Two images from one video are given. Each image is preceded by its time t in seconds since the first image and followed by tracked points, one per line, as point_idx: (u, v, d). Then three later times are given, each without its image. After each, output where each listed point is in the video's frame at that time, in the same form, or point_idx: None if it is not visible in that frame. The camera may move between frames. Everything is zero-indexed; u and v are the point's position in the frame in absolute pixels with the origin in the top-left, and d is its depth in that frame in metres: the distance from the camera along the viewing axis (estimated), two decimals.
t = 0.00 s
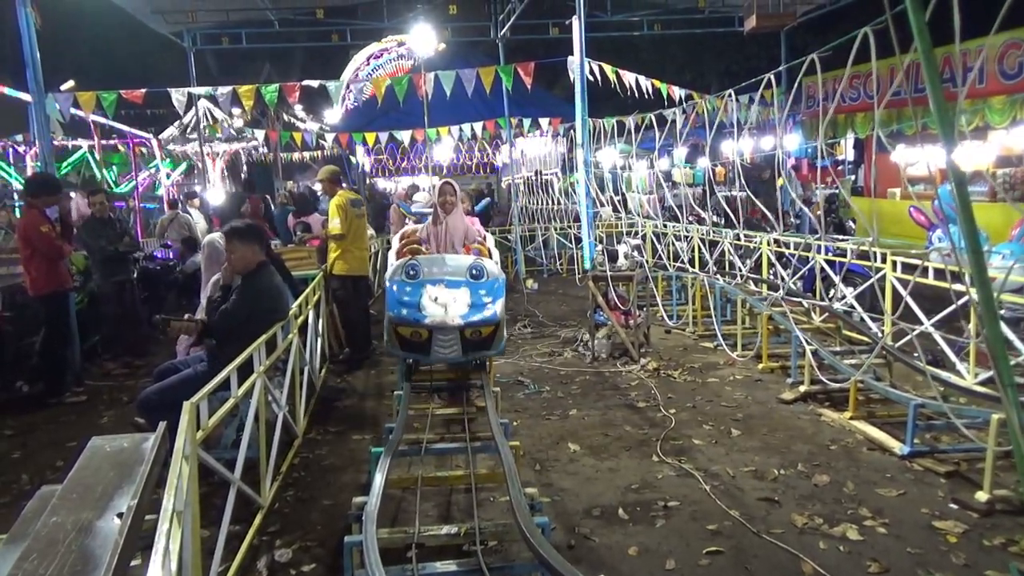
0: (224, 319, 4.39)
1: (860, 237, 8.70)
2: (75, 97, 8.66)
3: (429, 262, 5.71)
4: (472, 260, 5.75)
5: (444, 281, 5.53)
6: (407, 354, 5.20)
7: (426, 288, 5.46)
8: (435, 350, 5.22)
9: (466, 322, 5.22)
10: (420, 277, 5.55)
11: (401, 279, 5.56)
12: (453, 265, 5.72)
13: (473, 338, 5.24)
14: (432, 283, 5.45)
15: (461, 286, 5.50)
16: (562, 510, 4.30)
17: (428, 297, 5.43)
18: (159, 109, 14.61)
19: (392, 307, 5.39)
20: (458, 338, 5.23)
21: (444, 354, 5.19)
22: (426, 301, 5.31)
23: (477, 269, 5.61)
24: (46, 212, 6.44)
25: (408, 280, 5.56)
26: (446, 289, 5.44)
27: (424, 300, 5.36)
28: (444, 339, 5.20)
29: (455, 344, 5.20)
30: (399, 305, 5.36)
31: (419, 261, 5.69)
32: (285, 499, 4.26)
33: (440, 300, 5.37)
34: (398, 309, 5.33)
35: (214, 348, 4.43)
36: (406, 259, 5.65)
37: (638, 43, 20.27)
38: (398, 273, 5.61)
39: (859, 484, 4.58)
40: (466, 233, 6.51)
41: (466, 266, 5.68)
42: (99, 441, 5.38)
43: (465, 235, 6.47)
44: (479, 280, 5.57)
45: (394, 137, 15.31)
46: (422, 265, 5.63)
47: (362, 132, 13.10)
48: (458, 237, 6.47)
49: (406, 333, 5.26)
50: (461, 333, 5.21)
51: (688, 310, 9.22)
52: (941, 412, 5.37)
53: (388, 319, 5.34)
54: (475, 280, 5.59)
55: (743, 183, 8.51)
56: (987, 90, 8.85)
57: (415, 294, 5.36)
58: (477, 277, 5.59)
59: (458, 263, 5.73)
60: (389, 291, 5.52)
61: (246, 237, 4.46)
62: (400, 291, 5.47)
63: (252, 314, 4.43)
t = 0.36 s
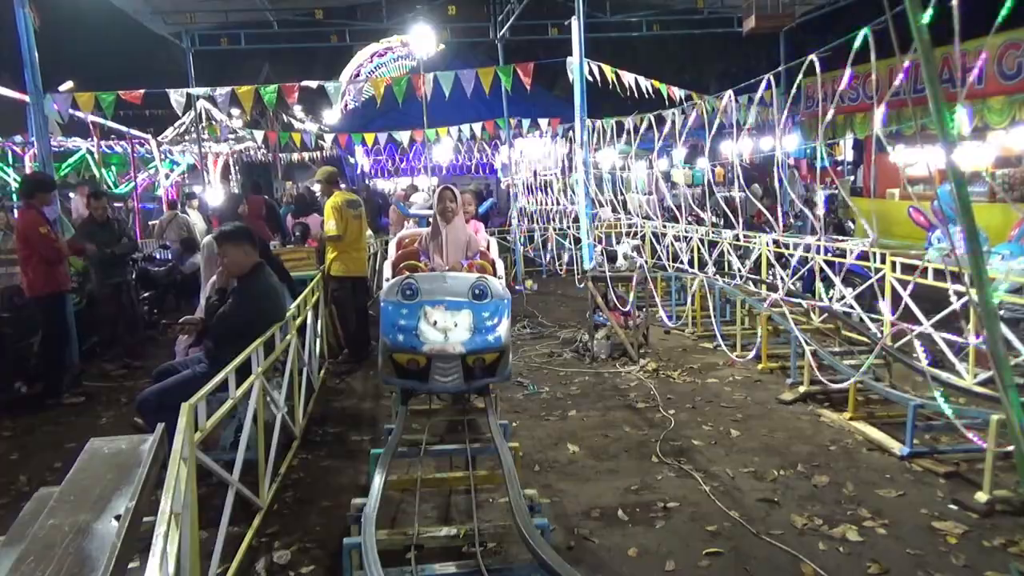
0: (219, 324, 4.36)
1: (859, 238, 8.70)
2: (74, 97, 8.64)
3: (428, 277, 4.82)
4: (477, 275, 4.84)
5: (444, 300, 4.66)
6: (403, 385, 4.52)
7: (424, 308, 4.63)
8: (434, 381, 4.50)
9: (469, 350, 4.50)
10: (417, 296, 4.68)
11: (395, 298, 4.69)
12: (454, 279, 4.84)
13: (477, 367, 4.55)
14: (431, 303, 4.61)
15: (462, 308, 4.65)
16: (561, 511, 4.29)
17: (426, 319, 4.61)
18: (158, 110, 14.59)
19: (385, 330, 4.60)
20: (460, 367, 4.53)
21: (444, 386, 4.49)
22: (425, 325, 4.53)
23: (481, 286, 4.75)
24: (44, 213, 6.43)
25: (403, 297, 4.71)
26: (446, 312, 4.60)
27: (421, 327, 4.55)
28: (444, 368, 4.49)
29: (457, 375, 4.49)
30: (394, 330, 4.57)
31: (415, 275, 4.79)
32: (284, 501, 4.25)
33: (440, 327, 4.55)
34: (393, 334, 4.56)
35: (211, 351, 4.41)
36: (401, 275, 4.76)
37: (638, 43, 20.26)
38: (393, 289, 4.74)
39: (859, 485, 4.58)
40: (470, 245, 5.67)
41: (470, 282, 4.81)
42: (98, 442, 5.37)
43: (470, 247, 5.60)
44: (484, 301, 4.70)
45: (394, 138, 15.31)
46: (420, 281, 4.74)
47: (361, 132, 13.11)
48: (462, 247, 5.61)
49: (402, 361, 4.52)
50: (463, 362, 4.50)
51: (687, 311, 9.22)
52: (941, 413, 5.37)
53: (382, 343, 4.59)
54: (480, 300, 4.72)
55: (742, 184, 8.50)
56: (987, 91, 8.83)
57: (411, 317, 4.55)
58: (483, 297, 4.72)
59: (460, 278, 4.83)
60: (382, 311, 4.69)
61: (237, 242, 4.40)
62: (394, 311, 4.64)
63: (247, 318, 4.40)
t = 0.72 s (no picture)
0: (216, 324, 4.35)
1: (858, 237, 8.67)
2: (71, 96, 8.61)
3: (425, 286, 4.41)
4: (479, 284, 4.43)
5: (441, 312, 4.25)
6: (398, 406, 4.07)
7: (419, 320, 4.21)
8: (431, 400, 4.06)
9: (470, 364, 4.04)
10: (412, 307, 4.28)
11: (388, 309, 4.29)
12: (454, 288, 4.43)
13: (479, 385, 4.09)
14: (426, 315, 4.20)
15: (463, 319, 4.22)
16: (560, 511, 4.29)
17: (421, 333, 4.18)
18: (156, 109, 14.56)
19: (376, 345, 4.17)
20: (459, 385, 4.06)
21: (442, 406, 4.03)
22: (420, 339, 4.10)
23: (483, 295, 4.32)
24: (44, 212, 6.43)
25: (397, 309, 4.30)
26: (443, 323, 4.17)
27: (416, 340, 4.11)
28: (441, 386, 4.03)
29: (456, 394, 4.03)
30: (384, 344, 4.14)
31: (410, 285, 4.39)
32: (282, 500, 4.24)
33: (436, 341, 4.11)
34: (385, 348, 4.12)
35: (209, 351, 4.40)
36: (395, 285, 4.38)
37: (636, 42, 20.24)
38: (386, 301, 4.33)
39: (858, 484, 4.57)
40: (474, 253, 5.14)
41: (470, 292, 4.38)
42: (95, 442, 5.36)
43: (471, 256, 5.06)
44: (487, 311, 4.27)
45: (392, 137, 15.29)
46: (415, 291, 4.33)
47: (359, 131, 13.10)
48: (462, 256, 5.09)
49: (395, 378, 4.09)
50: (463, 380, 4.04)
51: (685, 310, 9.22)
52: (940, 411, 5.36)
53: (373, 360, 4.15)
54: (483, 310, 4.29)
55: (741, 182, 8.50)
56: (986, 89, 8.83)
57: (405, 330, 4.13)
58: (486, 307, 4.29)
59: (460, 287, 4.42)
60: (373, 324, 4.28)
61: (233, 242, 4.39)
62: (386, 323, 4.23)
63: (245, 318, 4.39)
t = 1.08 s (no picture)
0: (214, 323, 4.35)
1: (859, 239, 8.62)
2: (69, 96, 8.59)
3: (421, 288, 4.10)
4: (482, 286, 4.13)
5: (440, 316, 3.96)
6: (390, 420, 3.78)
7: (414, 325, 3.91)
8: (428, 413, 3.76)
9: (471, 373, 3.76)
10: (407, 312, 3.97)
11: (380, 313, 3.99)
12: (453, 291, 4.13)
13: (481, 397, 3.80)
14: (423, 320, 3.90)
15: (464, 324, 3.93)
16: (559, 511, 4.28)
17: (417, 338, 3.89)
18: (155, 109, 14.55)
19: (366, 352, 3.87)
20: (459, 397, 3.77)
21: (439, 420, 3.74)
22: (415, 345, 3.80)
23: (485, 299, 4.03)
24: (43, 211, 6.43)
25: (391, 313, 4.00)
26: (442, 328, 3.89)
27: (411, 346, 3.82)
28: (438, 396, 3.74)
29: (455, 406, 3.75)
30: (375, 351, 3.84)
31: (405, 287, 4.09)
32: (281, 500, 4.24)
33: (434, 348, 3.82)
34: (376, 356, 3.83)
35: (208, 351, 4.40)
36: (388, 287, 4.06)
37: (636, 42, 20.23)
38: (378, 304, 4.03)
39: (857, 484, 4.57)
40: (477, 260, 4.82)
41: (471, 295, 4.08)
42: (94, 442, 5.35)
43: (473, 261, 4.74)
44: (491, 316, 3.98)
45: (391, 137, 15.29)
46: (411, 294, 4.03)
47: (358, 131, 13.11)
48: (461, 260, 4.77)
49: (386, 389, 3.79)
50: (464, 390, 3.75)
51: (685, 310, 9.22)
52: (939, 412, 5.35)
53: (364, 368, 3.84)
54: (486, 315, 3.99)
55: (741, 183, 8.50)
56: (985, 89, 8.82)
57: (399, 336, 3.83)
58: (489, 311, 3.99)
59: (460, 290, 4.11)
60: (362, 330, 3.97)
61: (231, 241, 4.40)
62: (378, 329, 3.94)
63: (244, 317, 4.39)
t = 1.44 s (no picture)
0: (211, 322, 4.34)
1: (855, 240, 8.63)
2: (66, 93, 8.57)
3: (414, 282, 3.74)
4: (482, 280, 3.79)
5: (434, 311, 3.60)
6: (375, 427, 3.35)
7: (405, 320, 3.55)
8: (419, 420, 3.33)
9: (469, 369, 3.35)
10: (397, 307, 3.63)
11: (367, 308, 3.63)
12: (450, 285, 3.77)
13: (481, 400, 3.36)
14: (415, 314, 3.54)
15: (461, 318, 3.56)
16: (555, 512, 4.28)
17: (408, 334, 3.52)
18: (152, 107, 14.52)
19: (349, 350, 3.48)
20: (455, 400, 3.34)
21: (432, 427, 3.32)
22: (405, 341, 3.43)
23: (486, 292, 3.67)
24: (37, 207, 6.43)
25: (379, 308, 3.63)
26: (437, 322, 3.53)
27: (401, 343, 3.44)
28: (432, 398, 3.33)
29: (451, 411, 3.33)
30: (359, 347, 3.45)
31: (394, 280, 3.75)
32: (276, 500, 4.23)
33: (428, 343, 3.44)
34: (361, 353, 3.43)
35: (204, 351, 4.40)
36: (375, 280, 3.72)
37: (634, 43, 20.24)
38: (365, 298, 3.66)
39: (853, 486, 4.58)
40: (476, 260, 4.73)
41: (470, 289, 3.72)
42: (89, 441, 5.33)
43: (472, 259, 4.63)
44: (491, 310, 3.62)
45: (389, 136, 15.29)
46: (402, 287, 3.69)
47: (356, 130, 13.11)
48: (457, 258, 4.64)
49: (371, 390, 3.37)
50: (461, 391, 3.33)
51: (681, 311, 9.23)
52: (934, 414, 5.36)
53: (347, 369, 3.42)
54: (486, 310, 3.64)
55: (738, 183, 8.50)
56: (982, 91, 8.81)
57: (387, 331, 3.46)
58: (489, 306, 3.64)
59: (457, 284, 3.76)
60: (345, 327, 3.59)
61: (228, 240, 4.39)
62: (364, 325, 3.56)
63: (240, 317, 4.37)
